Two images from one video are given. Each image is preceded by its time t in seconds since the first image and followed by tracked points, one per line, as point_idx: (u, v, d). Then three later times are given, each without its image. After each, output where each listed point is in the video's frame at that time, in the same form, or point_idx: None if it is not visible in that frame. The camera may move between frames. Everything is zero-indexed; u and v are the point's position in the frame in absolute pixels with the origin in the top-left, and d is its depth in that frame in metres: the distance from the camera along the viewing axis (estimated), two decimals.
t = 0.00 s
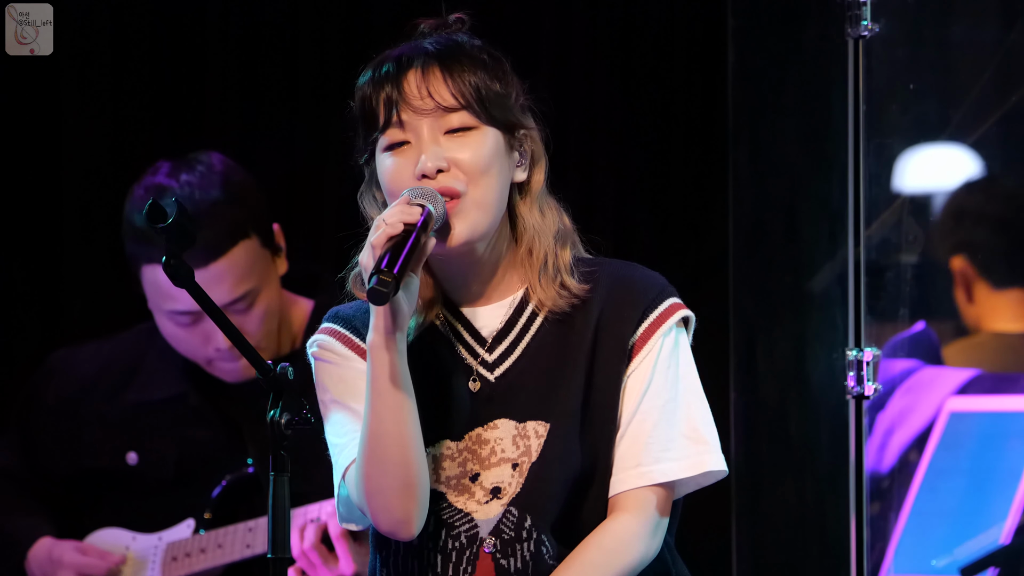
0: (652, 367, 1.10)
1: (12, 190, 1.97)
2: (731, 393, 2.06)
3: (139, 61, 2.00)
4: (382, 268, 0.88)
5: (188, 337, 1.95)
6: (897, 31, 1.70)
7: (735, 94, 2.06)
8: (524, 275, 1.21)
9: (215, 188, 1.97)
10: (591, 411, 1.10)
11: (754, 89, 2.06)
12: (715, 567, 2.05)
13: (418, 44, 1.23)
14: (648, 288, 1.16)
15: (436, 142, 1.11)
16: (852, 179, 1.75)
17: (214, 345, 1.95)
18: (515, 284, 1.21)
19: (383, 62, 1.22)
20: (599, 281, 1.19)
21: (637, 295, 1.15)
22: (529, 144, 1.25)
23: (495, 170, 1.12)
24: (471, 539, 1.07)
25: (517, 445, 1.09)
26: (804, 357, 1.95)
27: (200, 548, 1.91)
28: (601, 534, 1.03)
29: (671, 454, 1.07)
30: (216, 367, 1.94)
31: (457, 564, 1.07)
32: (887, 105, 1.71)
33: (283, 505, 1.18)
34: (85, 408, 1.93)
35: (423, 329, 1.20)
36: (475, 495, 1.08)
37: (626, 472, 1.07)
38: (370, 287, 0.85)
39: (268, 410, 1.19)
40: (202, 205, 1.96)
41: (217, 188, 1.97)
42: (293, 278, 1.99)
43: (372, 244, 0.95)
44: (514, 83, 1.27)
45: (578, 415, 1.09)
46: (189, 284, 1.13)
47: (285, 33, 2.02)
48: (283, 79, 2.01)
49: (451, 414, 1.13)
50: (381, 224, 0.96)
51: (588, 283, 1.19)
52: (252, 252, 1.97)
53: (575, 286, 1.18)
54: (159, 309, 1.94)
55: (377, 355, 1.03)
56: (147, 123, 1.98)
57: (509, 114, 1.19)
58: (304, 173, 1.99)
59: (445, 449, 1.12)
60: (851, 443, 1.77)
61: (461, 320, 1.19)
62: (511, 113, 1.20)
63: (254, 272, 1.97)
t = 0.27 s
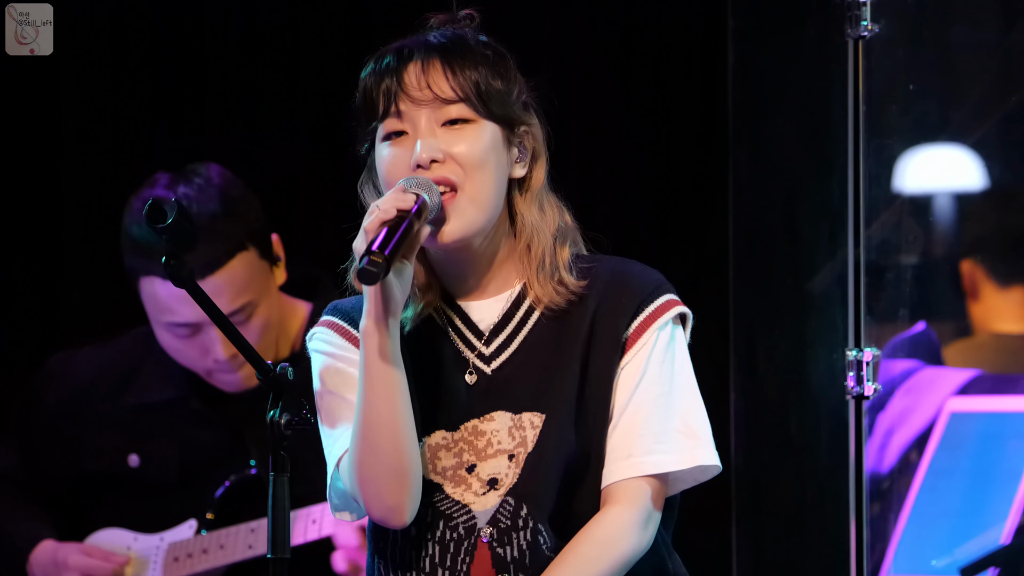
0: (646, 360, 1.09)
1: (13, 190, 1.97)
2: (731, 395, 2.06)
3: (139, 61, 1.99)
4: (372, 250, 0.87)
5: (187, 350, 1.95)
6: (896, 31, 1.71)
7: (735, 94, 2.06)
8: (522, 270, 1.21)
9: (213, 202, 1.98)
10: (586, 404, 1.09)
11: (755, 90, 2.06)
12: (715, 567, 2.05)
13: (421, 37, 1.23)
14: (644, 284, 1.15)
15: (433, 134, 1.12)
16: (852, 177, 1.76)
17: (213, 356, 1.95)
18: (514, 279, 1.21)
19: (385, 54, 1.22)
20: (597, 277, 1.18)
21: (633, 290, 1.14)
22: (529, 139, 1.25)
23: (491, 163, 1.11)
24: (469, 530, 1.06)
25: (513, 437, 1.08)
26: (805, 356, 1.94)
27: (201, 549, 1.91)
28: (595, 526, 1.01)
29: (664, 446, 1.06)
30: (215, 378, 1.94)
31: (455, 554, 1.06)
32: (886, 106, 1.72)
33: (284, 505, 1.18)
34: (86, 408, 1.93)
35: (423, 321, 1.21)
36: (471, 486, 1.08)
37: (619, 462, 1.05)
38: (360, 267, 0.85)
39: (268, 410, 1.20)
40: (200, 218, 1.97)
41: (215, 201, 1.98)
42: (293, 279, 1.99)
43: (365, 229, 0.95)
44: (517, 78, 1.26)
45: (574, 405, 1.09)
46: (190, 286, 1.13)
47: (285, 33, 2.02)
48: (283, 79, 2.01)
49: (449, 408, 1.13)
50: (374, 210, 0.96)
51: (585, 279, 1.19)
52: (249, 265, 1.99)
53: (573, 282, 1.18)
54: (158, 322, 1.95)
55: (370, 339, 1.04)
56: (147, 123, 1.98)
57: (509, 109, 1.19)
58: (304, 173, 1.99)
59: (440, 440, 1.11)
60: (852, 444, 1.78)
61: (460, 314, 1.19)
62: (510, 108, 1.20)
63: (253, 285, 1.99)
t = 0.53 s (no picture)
0: (643, 353, 1.08)
1: (13, 190, 1.97)
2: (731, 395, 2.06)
3: (139, 61, 2.00)
4: (372, 218, 0.87)
5: (183, 336, 1.95)
6: (897, 30, 1.71)
7: (735, 93, 2.06)
8: (524, 261, 1.21)
9: (209, 188, 1.98)
10: (585, 398, 1.09)
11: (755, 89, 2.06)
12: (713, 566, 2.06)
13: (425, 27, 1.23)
14: (643, 279, 1.15)
15: (437, 119, 1.12)
16: (852, 178, 1.75)
17: (210, 343, 1.95)
18: (515, 271, 1.21)
19: (390, 43, 1.23)
20: (597, 269, 1.19)
21: (631, 285, 1.14)
22: (534, 132, 1.26)
23: (495, 150, 1.12)
24: (468, 520, 1.06)
25: (512, 427, 1.08)
26: (805, 356, 1.94)
27: (202, 548, 1.91)
28: (590, 519, 1.01)
29: (659, 439, 1.05)
30: (212, 365, 1.94)
31: (453, 544, 1.05)
32: (887, 104, 1.71)
33: (284, 504, 1.18)
34: (87, 408, 1.93)
35: (422, 312, 1.20)
36: (469, 476, 1.07)
37: (614, 453, 1.05)
38: (361, 234, 0.85)
39: (268, 410, 1.19)
40: (196, 203, 1.97)
41: (211, 187, 1.98)
42: (294, 279, 2.00)
43: (366, 203, 0.94)
44: (522, 72, 1.27)
45: (570, 397, 1.09)
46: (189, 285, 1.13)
47: (285, 33, 2.02)
48: (283, 79, 2.01)
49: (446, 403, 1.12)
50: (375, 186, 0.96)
51: (586, 272, 1.20)
52: (245, 251, 1.99)
53: (574, 275, 1.18)
54: (155, 308, 1.94)
55: (369, 315, 1.05)
56: (148, 123, 1.98)
57: (514, 98, 1.20)
58: (304, 173, 1.99)
59: (439, 427, 1.11)
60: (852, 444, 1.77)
61: (460, 306, 1.19)
62: (515, 98, 1.20)
63: (247, 271, 1.98)
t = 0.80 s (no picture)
0: (646, 356, 1.09)
1: (12, 190, 1.97)
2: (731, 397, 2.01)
3: (139, 62, 1.99)
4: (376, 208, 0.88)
5: (184, 346, 1.94)
6: (896, 33, 1.72)
7: (735, 95, 2.05)
8: (530, 263, 1.21)
9: (209, 197, 1.97)
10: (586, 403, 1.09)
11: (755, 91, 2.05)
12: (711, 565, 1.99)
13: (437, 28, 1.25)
14: (647, 283, 1.15)
15: (445, 114, 1.12)
16: (852, 181, 1.77)
17: (211, 353, 1.94)
18: (521, 273, 1.21)
19: (402, 43, 1.24)
20: (603, 272, 1.19)
21: (634, 289, 1.14)
22: (544, 135, 1.26)
23: (502, 146, 1.11)
24: (469, 519, 1.05)
25: (513, 428, 1.08)
26: (804, 359, 1.96)
27: (201, 551, 1.91)
28: (591, 521, 1.01)
29: (659, 442, 1.05)
30: (213, 375, 1.93)
31: (455, 544, 1.05)
32: (886, 108, 1.73)
33: (285, 509, 1.17)
34: (85, 409, 1.93)
35: (427, 312, 1.21)
36: (471, 475, 1.07)
37: (615, 455, 1.05)
38: (364, 222, 0.86)
39: (268, 413, 1.18)
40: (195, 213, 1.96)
41: (211, 197, 1.97)
42: (293, 279, 1.98)
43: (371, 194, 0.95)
44: (533, 76, 1.28)
45: (573, 397, 1.08)
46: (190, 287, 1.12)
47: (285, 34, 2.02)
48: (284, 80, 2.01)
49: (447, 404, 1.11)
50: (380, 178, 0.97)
51: (591, 276, 1.19)
52: (246, 260, 1.97)
53: (579, 279, 1.18)
54: (156, 317, 1.94)
55: (372, 308, 1.06)
56: (147, 123, 1.98)
57: (523, 97, 1.20)
58: (304, 172, 1.99)
59: (440, 427, 1.10)
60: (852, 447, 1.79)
61: (465, 308, 1.19)
62: (525, 98, 1.21)
63: (248, 280, 1.97)
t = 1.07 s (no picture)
0: (657, 364, 1.09)
1: (12, 190, 1.97)
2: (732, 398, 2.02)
3: (139, 61, 1.99)
4: (362, 198, 0.90)
5: (183, 343, 1.94)
6: (896, 33, 1.72)
7: (735, 94, 2.05)
8: (539, 264, 1.20)
9: (207, 194, 1.97)
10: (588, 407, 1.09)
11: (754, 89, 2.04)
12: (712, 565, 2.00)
13: (456, 28, 1.25)
14: (655, 291, 1.14)
15: (455, 114, 1.13)
16: (853, 181, 1.77)
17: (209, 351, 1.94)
18: (528, 270, 1.20)
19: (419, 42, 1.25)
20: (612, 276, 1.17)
21: (643, 296, 1.13)
22: (557, 138, 1.26)
23: (510, 147, 1.12)
24: (471, 520, 1.05)
25: (515, 426, 1.08)
26: (805, 358, 1.96)
27: (203, 550, 1.90)
28: (600, 531, 1.01)
29: (671, 453, 1.06)
30: (212, 373, 1.93)
31: (457, 545, 1.05)
32: (886, 108, 1.73)
33: (285, 508, 1.17)
34: (85, 409, 1.93)
35: (432, 307, 1.20)
36: (471, 472, 1.07)
37: (625, 466, 1.06)
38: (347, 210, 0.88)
39: (268, 413, 1.18)
40: (194, 210, 1.96)
41: (209, 194, 1.97)
42: (293, 279, 1.98)
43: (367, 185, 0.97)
44: (550, 80, 1.27)
45: (579, 403, 1.08)
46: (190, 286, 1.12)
47: (286, 35, 2.02)
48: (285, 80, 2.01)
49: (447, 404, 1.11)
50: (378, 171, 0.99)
51: (600, 279, 1.18)
52: (244, 257, 1.97)
53: (587, 281, 1.17)
54: (154, 315, 1.94)
55: (360, 300, 1.08)
56: (147, 123, 1.98)
57: (536, 101, 1.20)
58: (304, 173, 1.99)
59: (439, 423, 1.11)
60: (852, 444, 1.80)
61: (471, 304, 1.18)
62: (537, 100, 1.21)
63: (248, 277, 1.97)
